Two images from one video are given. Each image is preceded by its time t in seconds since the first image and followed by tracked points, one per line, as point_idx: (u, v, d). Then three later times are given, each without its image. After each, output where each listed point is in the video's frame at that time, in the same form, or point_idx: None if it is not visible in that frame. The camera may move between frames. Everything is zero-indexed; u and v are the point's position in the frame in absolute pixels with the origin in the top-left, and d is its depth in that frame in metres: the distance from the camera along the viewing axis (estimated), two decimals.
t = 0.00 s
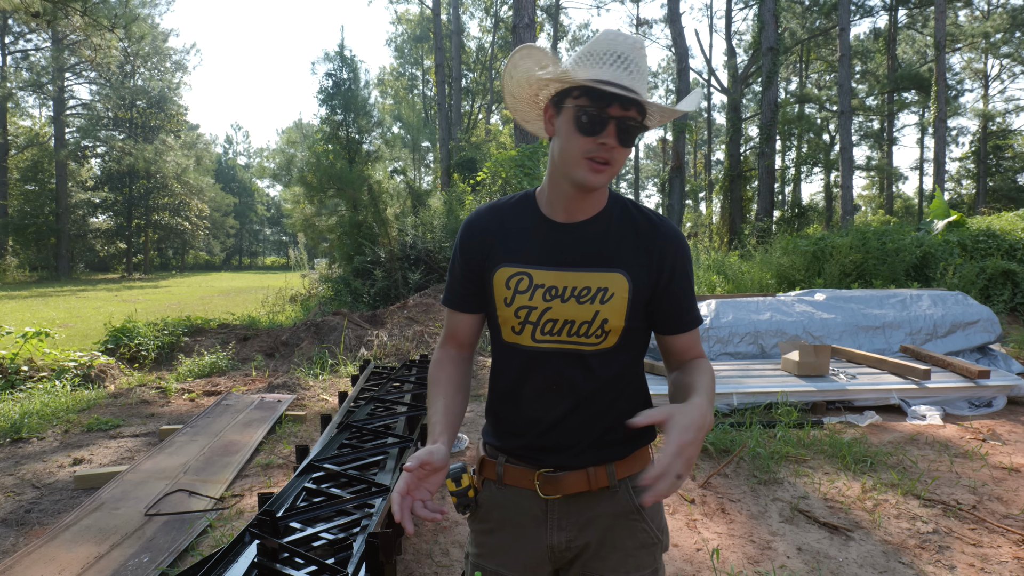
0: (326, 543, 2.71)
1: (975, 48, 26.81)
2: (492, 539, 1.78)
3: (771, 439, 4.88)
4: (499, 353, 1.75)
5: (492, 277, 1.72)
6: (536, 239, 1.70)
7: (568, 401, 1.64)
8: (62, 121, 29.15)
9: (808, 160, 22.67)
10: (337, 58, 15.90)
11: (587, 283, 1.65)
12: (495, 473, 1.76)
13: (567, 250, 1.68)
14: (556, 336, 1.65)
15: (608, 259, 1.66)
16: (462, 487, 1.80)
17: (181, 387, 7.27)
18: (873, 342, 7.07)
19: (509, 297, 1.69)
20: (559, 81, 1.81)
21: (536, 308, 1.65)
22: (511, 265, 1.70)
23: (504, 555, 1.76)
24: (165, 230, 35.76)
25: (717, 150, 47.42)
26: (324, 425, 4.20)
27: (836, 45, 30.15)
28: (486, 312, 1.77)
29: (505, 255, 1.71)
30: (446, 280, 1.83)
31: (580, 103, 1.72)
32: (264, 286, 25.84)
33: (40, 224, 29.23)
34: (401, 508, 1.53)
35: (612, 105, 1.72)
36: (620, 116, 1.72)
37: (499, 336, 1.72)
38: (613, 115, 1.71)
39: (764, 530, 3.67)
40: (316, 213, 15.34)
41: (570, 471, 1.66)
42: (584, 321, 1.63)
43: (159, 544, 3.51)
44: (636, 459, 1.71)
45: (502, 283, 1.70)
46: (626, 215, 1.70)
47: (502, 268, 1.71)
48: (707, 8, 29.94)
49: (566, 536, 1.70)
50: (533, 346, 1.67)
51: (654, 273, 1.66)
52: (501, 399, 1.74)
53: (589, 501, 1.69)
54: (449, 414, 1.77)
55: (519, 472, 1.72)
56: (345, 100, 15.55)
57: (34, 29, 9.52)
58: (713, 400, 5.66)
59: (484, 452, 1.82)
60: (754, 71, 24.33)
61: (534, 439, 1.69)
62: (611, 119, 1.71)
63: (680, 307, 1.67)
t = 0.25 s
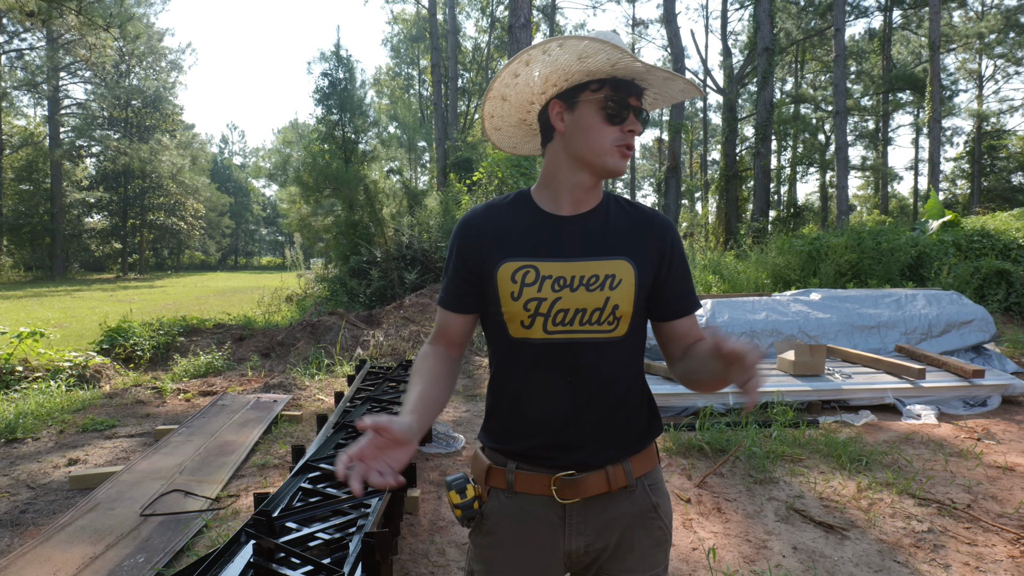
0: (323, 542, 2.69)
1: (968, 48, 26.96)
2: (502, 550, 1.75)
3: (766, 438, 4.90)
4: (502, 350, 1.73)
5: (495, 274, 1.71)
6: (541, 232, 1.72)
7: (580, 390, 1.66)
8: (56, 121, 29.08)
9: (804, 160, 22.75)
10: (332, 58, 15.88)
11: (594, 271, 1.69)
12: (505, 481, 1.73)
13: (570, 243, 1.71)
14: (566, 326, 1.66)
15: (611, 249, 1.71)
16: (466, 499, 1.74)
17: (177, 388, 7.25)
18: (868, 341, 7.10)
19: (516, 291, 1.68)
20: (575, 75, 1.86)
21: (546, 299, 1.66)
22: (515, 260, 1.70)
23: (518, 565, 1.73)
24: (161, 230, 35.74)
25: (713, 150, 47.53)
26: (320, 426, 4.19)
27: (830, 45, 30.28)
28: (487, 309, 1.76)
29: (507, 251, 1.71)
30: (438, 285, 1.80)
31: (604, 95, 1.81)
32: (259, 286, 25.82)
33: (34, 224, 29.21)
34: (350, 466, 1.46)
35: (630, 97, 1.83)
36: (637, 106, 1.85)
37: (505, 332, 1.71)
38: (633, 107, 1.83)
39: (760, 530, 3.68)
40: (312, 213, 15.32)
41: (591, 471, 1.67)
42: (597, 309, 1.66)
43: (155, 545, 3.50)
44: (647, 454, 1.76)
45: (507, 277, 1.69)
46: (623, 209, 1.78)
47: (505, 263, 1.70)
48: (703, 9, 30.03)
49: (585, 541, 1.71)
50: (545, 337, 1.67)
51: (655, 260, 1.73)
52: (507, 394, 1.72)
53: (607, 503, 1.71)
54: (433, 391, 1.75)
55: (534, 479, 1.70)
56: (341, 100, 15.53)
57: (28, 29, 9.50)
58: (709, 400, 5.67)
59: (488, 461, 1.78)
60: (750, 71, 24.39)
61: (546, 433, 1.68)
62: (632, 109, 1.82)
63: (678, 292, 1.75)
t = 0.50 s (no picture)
0: (321, 545, 2.68)
1: (966, 50, 27.04)
2: (501, 555, 1.74)
3: (765, 440, 4.89)
4: (497, 352, 1.74)
5: (488, 279, 1.71)
6: (535, 235, 1.76)
7: (577, 387, 1.69)
8: (55, 122, 29.08)
9: (801, 161, 22.79)
10: (331, 59, 15.89)
11: (587, 271, 1.74)
12: (504, 485, 1.73)
13: (561, 244, 1.76)
14: (564, 323, 1.70)
15: (599, 250, 1.77)
16: (464, 505, 1.74)
17: (175, 389, 7.23)
18: (866, 342, 7.11)
19: (512, 292, 1.70)
20: (540, 86, 1.94)
21: (544, 297, 1.69)
22: (509, 262, 1.72)
23: (518, 568, 1.73)
24: (159, 231, 35.79)
25: (711, 152, 47.60)
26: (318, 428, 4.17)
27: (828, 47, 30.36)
28: (479, 315, 1.76)
29: (499, 255, 1.73)
30: (426, 293, 1.78)
31: (568, 102, 1.88)
32: (257, 287, 25.81)
33: (33, 224, 29.31)
34: (301, 458, 1.44)
35: (592, 102, 1.90)
36: (602, 109, 1.91)
37: (501, 335, 1.72)
38: (598, 111, 1.89)
39: (759, 532, 3.68)
40: (311, 214, 15.30)
41: (591, 470, 1.70)
42: (592, 305, 1.72)
43: (153, 547, 3.48)
44: (639, 449, 1.81)
45: (502, 281, 1.70)
46: (603, 213, 1.86)
47: (499, 267, 1.71)
48: (701, 10, 30.09)
49: (586, 540, 1.73)
50: (543, 335, 1.70)
51: (637, 258, 1.82)
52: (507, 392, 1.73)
53: (607, 501, 1.74)
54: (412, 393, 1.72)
55: (534, 481, 1.71)
56: (340, 101, 15.54)
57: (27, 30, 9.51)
58: (708, 401, 5.66)
59: (485, 466, 1.77)
60: (748, 72, 24.44)
61: (548, 429, 1.71)
62: (597, 113, 1.89)
63: (656, 290, 1.85)
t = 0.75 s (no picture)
0: (322, 549, 2.68)
1: (964, 55, 27.11)
2: (482, 549, 1.76)
3: (766, 444, 4.89)
4: (478, 353, 1.76)
5: (467, 283, 1.73)
6: (510, 240, 1.77)
7: (554, 386, 1.71)
8: (56, 126, 29.10)
9: (801, 166, 22.82)
10: (331, 64, 15.92)
11: (561, 272, 1.75)
12: (484, 482, 1.75)
13: (536, 246, 1.77)
14: (541, 323, 1.71)
15: (573, 250, 1.78)
16: (446, 501, 1.75)
17: (175, 393, 7.23)
18: (866, 347, 7.10)
19: (489, 295, 1.71)
20: (514, 92, 1.96)
21: (519, 299, 1.70)
22: (486, 266, 1.73)
23: (498, 560, 1.75)
24: (159, 235, 35.79)
25: (710, 157, 47.69)
26: (318, 432, 4.17)
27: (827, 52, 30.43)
28: (460, 318, 1.78)
29: (476, 258, 1.74)
30: (410, 301, 1.80)
31: (539, 109, 1.89)
32: (257, 290, 25.79)
33: (33, 228, 29.37)
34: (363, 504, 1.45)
35: (562, 111, 1.92)
36: (572, 119, 1.92)
37: (481, 336, 1.74)
38: (569, 119, 1.90)
39: (760, 536, 3.68)
40: (311, 218, 15.30)
41: (566, 465, 1.71)
42: (566, 305, 1.72)
43: (153, 550, 3.48)
44: (616, 443, 1.82)
45: (480, 284, 1.72)
46: (578, 214, 1.87)
47: (476, 271, 1.73)
48: (700, 15, 30.18)
49: (563, 533, 1.73)
50: (521, 335, 1.71)
51: (610, 256, 1.83)
52: (489, 391, 1.75)
53: (584, 496, 1.74)
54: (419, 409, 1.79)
55: (512, 477, 1.72)
56: (340, 106, 15.56)
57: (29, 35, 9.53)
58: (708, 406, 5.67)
59: (467, 463, 1.80)
60: (747, 77, 24.49)
61: (527, 425, 1.72)
62: (567, 122, 1.90)
63: (629, 290, 1.86)
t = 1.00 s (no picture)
0: (325, 550, 2.67)
1: (966, 55, 27.07)
2: (465, 530, 1.81)
3: (769, 445, 4.88)
4: (459, 353, 1.81)
5: (444, 287, 1.78)
6: (483, 243, 1.81)
7: (527, 383, 1.73)
8: (58, 128, 29.15)
9: (802, 166, 22.82)
10: (333, 66, 15.94)
11: (533, 272, 1.77)
12: (466, 468, 1.78)
13: (508, 249, 1.80)
14: (514, 323, 1.74)
15: (546, 250, 1.79)
16: (429, 486, 1.78)
17: (178, 394, 7.24)
18: (869, 348, 7.09)
19: (465, 299, 1.76)
20: (481, 103, 1.96)
21: (493, 301, 1.74)
22: (461, 270, 1.78)
23: (480, 541, 1.80)
24: (160, 237, 35.87)
25: (712, 157, 47.67)
26: (321, 433, 4.17)
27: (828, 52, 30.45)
28: (442, 320, 1.83)
29: (453, 263, 1.79)
30: (395, 304, 1.87)
31: (505, 118, 1.92)
32: (259, 292, 25.82)
33: (36, 230, 29.42)
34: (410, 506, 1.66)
35: (530, 118, 1.93)
36: (538, 127, 1.94)
37: (460, 337, 1.79)
38: (534, 127, 1.92)
39: (763, 537, 3.67)
40: (312, 219, 15.30)
41: (541, 454, 1.73)
42: (537, 305, 1.74)
43: (156, 552, 3.48)
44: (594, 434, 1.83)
45: (457, 288, 1.77)
46: (550, 214, 1.88)
47: (452, 276, 1.78)
48: (701, 16, 30.19)
49: (540, 516, 1.75)
50: (496, 336, 1.74)
51: (582, 253, 1.83)
52: (470, 389, 1.80)
53: (560, 482, 1.76)
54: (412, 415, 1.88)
55: (492, 463, 1.75)
56: (341, 107, 15.57)
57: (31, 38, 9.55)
58: (710, 407, 5.66)
59: (451, 450, 1.83)
60: (748, 78, 24.47)
61: (506, 420, 1.75)
62: (533, 129, 1.92)
63: (605, 284, 1.84)
